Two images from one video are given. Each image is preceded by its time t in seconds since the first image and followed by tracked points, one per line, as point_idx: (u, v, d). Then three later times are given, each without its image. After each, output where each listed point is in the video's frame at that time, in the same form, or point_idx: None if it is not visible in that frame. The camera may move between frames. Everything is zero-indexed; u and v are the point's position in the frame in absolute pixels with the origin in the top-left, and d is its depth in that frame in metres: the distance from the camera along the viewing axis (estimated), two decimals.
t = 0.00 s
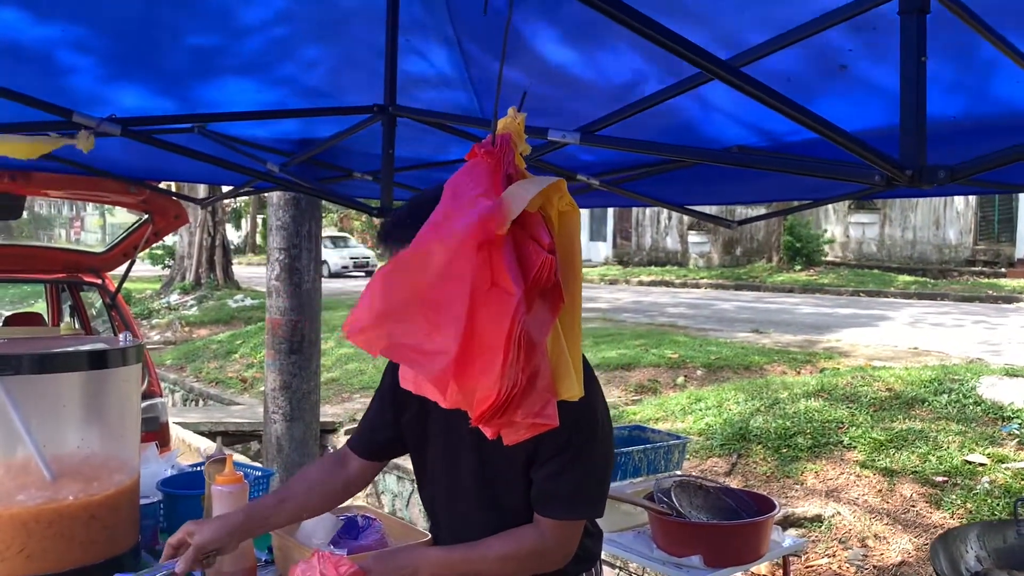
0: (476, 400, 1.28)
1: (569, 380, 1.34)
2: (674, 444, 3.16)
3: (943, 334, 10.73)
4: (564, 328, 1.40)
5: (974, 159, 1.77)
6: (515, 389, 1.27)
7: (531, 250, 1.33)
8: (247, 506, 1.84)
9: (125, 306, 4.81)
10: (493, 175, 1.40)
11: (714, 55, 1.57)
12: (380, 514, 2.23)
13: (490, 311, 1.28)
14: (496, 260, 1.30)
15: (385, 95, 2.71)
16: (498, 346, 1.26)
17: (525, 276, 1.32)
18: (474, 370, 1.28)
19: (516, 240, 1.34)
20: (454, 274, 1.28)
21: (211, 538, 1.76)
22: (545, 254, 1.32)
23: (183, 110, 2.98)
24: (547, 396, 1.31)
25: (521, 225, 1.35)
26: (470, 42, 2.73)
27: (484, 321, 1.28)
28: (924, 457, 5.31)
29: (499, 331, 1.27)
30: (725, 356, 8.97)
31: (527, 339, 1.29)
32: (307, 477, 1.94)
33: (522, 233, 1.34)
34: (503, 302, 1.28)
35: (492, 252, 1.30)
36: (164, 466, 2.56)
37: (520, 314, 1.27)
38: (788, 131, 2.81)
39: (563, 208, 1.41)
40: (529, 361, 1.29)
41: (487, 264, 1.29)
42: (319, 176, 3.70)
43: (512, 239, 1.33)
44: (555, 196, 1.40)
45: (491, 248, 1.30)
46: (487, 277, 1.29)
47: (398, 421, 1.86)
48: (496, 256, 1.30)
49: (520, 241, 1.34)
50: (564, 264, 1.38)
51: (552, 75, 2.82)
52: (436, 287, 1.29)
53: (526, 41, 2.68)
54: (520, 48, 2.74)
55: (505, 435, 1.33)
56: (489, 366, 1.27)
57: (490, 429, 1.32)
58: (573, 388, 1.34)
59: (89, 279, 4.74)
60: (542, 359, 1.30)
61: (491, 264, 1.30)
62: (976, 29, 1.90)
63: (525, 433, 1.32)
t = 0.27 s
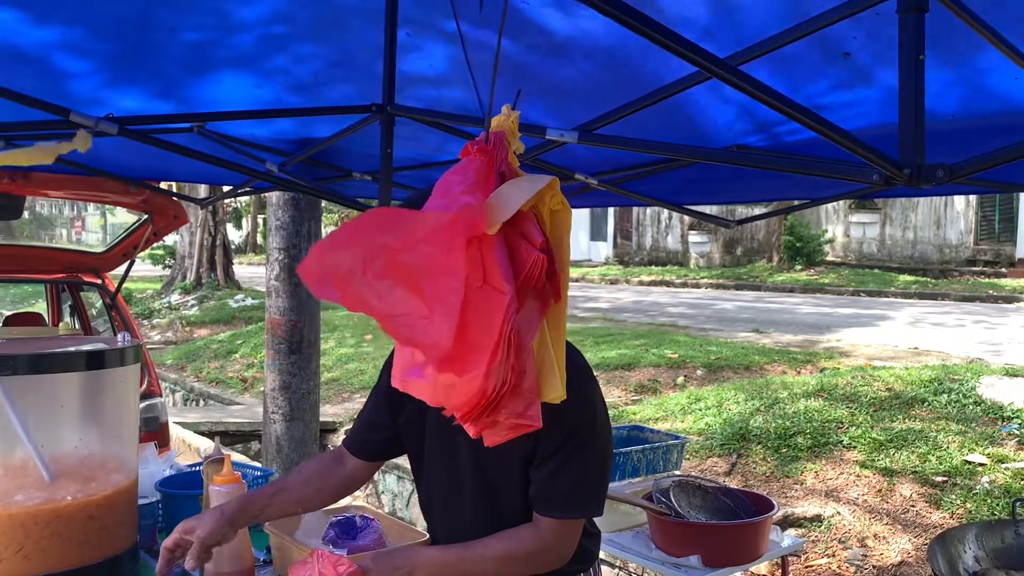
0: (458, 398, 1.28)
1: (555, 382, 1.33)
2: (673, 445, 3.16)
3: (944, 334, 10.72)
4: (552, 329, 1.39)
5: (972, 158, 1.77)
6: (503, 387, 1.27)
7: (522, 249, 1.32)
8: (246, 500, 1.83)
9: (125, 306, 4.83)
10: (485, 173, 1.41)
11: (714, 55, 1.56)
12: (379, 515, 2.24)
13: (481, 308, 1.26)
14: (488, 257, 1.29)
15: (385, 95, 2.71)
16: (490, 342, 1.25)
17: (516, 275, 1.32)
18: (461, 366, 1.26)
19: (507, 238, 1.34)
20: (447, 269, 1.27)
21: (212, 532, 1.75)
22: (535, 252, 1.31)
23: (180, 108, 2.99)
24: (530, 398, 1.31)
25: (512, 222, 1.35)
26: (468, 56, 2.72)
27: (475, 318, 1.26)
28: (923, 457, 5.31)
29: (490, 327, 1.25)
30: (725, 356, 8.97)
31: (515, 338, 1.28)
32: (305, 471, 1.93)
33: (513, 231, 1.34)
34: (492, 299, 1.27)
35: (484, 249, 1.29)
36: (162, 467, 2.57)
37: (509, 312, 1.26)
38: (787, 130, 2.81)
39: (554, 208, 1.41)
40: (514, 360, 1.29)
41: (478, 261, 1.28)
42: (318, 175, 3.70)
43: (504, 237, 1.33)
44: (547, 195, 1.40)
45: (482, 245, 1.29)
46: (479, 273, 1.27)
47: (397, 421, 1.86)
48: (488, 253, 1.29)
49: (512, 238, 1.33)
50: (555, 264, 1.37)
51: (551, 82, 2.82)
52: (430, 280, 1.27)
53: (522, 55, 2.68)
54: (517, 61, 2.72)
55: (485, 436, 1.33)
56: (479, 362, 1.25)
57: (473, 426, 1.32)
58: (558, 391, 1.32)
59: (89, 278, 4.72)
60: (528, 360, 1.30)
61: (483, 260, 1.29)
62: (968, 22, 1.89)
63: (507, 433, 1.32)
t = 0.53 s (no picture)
0: (439, 399, 1.27)
1: (535, 385, 1.32)
2: (671, 445, 3.15)
3: (943, 333, 10.72)
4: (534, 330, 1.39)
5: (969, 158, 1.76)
6: (481, 388, 1.26)
7: (502, 247, 1.32)
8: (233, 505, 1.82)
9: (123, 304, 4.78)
10: (469, 170, 1.40)
11: (708, 55, 1.56)
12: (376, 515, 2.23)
13: (455, 307, 1.28)
14: (466, 256, 1.29)
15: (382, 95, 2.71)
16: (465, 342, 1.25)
17: (496, 273, 1.32)
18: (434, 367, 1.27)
19: (488, 235, 1.34)
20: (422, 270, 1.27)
21: (206, 541, 1.75)
22: (516, 250, 1.31)
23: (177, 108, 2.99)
24: (510, 401, 1.29)
25: (493, 219, 1.35)
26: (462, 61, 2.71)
27: (450, 315, 1.27)
28: (922, 457, 5.31)
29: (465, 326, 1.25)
30: (724, 355, 8.97)
31: (494, 338, 1.27)
32: (288, 471, 1.94)
33: (493, 228, 1.34)
34: (469, 297, 1.27)
35: (462, 248, 1.30)
36: (159, 467, 2.57)
37: (488, 311, 1.27)
38: (785, 129, 2.80)
39: (537, 207, 1.40)
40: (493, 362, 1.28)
41: (455, 259, 1.29)
42: (315, 174, 3.70)
43: (484, 234, 1.33)
44: (530, 193, 1.39)
45: (461, 243, 1.30)
46: (456, 270, 1.29)
47: (391, 420, 1.88)
48: (466, 252, 1.30)
49: (493, 236, 1.34)
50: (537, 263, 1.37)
51: (547, 84, 2.81)
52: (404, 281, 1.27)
53: (517, 58, 2.67)
54: (511, 65, 2.72)
55: (463, 441, 1.31)
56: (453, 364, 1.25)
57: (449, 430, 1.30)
58: (539, 395, 1.32)
59: (87, 277, 4.69)
60: (507, 361, 1.29)
61: (461, 258, 1.29)
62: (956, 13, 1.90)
63: (487, 439, 1.30)
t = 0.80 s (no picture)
0: (436, 398, 1.25)
1: (530, 381, 1.30)
2: (659, 443, 3.16)
3: (928, 332, 10.80)
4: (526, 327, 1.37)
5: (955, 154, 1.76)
6: (475, 388, 1.24)
7: (494, 245, 1.30)
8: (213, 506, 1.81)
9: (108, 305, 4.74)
10: (458, 167, 1.39)
11: (695, 52, 1.56)
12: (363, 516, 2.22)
13: (452, 308, 1.24)
14: (458, 255, 1.26)
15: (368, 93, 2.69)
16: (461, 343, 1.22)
17: (489, 272, 1.29)
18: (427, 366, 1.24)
19: (480, 233, 1.32)
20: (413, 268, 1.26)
21: (186, 543, 1.75)
22: (508, 249, 1.29)
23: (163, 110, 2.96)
24: (505, 398, 1.28)
25: (484, 217, 1.33)
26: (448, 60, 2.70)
27: (448, 317, 1.24)
28: (909, 455, 5.34)
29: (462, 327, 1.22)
30: (712, 354, 8.99)
31: (488, 337, 1.25)
32: (266, 469, 1.91)
33: (485, 226, 1.32)
34: (462, 298, 1.24)
35: (453, 245, 1.27)
36: (144, 468, 2.55)
37: (482, 311, 1.23)
38: (771, 129, 2.81)
39: (528, 204, 1.38)
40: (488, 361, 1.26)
41: (448, 259, 1.26)
42: (301, 173, 3.68)
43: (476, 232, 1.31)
44: (521, 191, 1.37)
45: (454, 241, 1.27)
46: (448, 269, 1.26)
47: (373, 419, 1.87)
48: (458, 250, 1.27)
49: (485, 233, 1.32)
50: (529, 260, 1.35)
51: (535, 85, 2.80)
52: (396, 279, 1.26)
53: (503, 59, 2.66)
54: (498, 67, 2.71)
55: (461, 438, 1.30)
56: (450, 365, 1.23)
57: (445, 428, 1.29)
58: (534, 390, 1.30)
59: (72, 278, 4.63)
60: (501, 359, 1.27)
61: (454, 258, 1.26)
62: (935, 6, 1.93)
63: (483, 435, 1.29)
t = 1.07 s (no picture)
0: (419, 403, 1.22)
1: (511, 376, 1.27)
2: (622, 442, 3.17)
3: (886, 329, 11.01)
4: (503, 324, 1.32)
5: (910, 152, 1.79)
6: (456, 388, 1.21)
7: (467, 245, 1.25)
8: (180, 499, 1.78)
9: (62, 306, 4.65)
10: (426, 168, 1.32)
11: (657, 50, 1.56)
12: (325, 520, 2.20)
13: (427, 312, 1.21)
14: (430, 256, 1.22)
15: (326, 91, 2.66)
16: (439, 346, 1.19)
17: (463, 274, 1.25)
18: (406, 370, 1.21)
19: (451, 234, 1.26)
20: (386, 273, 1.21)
21: (150, 534, 1.71)
22: (481, 249, 1.24)
23: (118, 107, 2.90)
24: (488, 394, 1.26)
25: (455, 216, 1.27)
26: (410, 59, 2.68)
27: (420, 319, 1.21)
28: (868, 450, 5.44)
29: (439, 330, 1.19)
30: (675, 352, 9.07)
31: (467, 337, 1.22)
32: (235, 468, 1.89)
33: (456, 226, 1.27)
34: (439, 300, 1.20)
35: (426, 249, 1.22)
36: (100, 473, 2.49)
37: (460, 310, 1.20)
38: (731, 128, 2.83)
39: (499, 201, 1.33)
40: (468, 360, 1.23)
41: (421, 262, 1.22)
42: (260, 172, 3.63)
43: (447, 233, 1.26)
44: (491, 187, 1.32)
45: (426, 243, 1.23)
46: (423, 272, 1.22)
47: (342, 421, 1.85)
48: (431, 252, 1.22)
49: (456, 234, 1.26)
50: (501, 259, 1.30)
51: (497, 82, 2.80)
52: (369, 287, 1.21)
53: (466, 56, 2.65)
54: (460, 63, 2.69)
55: (445, 436, 1.28)
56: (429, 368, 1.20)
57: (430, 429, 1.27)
58: (516, 385, 1.27)
59: (25, 279, 4.50)
60: (482, 356, 1.24)
61: (428, 259, 1.22)
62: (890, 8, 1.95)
63: (468, 432, 1.27)
